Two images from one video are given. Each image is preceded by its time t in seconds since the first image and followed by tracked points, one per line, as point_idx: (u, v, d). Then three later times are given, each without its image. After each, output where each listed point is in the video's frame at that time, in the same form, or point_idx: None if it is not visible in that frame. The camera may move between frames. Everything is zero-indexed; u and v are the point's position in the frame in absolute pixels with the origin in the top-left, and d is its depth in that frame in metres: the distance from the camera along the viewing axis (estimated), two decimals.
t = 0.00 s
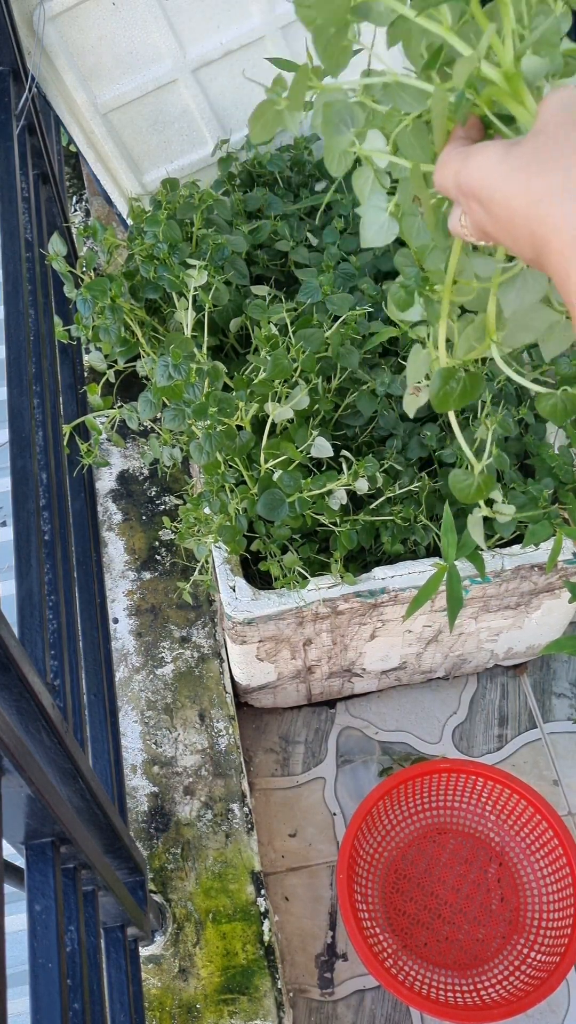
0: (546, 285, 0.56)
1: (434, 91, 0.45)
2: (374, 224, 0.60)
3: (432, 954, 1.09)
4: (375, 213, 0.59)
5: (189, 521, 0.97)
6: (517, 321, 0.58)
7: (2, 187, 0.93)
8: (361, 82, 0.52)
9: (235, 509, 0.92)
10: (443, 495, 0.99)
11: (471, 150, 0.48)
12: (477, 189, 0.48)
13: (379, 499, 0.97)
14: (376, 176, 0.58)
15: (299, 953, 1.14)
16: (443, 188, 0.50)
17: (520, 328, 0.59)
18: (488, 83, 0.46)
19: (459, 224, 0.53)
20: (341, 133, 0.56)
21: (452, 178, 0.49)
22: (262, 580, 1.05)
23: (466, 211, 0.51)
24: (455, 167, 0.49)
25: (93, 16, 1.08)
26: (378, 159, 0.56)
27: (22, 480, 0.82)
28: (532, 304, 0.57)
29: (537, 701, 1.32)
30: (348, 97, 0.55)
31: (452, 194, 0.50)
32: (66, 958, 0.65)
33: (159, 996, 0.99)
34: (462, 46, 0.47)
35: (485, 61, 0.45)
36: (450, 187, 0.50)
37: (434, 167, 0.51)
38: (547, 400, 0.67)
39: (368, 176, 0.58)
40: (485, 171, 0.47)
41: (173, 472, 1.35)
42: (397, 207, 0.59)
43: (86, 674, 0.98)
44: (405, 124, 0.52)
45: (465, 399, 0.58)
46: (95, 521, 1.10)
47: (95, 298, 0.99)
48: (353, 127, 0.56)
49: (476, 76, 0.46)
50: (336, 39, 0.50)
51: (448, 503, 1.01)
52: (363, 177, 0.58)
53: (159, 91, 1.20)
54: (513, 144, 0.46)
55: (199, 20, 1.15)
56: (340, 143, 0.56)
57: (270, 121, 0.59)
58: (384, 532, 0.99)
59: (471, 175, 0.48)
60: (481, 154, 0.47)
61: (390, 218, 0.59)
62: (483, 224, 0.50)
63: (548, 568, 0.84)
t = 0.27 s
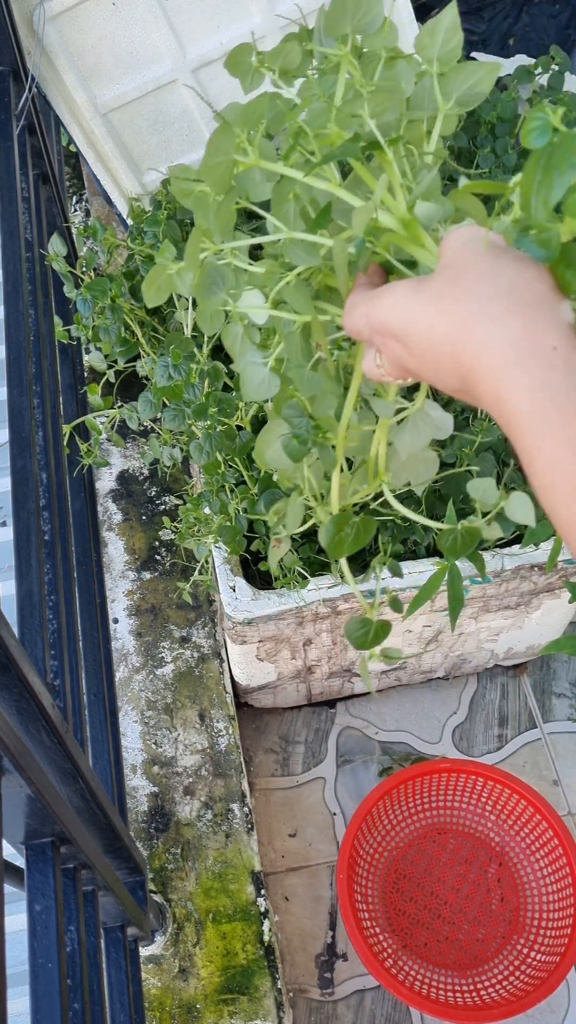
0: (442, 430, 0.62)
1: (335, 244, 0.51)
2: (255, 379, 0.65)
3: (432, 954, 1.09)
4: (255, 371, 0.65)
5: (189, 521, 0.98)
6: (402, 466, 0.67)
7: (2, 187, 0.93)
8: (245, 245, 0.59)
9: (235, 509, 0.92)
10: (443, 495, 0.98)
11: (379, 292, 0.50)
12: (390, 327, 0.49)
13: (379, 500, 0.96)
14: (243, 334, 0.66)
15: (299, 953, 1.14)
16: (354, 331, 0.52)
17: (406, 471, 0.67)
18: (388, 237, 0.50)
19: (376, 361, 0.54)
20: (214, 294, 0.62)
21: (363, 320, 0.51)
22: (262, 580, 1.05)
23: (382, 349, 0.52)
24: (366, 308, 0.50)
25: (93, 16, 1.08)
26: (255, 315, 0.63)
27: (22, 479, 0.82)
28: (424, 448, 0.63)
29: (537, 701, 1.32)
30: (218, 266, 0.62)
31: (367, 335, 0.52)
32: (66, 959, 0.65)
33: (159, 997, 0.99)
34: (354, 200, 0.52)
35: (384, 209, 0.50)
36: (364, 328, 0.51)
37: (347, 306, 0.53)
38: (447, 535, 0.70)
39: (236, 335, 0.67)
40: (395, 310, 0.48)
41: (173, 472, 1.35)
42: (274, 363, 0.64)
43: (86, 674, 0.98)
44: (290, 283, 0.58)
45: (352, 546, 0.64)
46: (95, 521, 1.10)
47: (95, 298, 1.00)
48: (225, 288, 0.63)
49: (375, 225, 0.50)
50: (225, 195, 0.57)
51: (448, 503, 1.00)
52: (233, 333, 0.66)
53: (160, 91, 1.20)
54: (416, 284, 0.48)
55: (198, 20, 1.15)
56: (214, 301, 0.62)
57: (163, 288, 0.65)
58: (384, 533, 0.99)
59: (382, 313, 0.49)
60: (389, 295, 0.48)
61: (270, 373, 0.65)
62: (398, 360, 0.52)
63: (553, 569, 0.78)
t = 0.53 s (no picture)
0: (405, 473, 0.67)
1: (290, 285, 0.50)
2: (210, 425, 0.70)
3: (433, 955, 1.09)
4: (210, 417, 0.70)
5: (189, 520, 0.97)
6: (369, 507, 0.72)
7: (2, 187, 0.93)
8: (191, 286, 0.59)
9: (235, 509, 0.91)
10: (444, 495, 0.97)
11: (338, 340, 0.48)
12: (352, 377, 0.47)
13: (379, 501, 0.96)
14: (197, 381, 0.70)
15: (299, 954, 1.13)
16: (315, 381, 0.51)
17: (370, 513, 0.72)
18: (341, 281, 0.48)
19: (345, 407, 0.52)
20: (163, 343, 0.65)
21: (324, 370, 0.49)
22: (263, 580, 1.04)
23: (347, 398, 0.50)
24: (325, 357, 0.48)
25: (93, 15, 1.08)
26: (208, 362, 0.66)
27: (21, 479, 0.81)
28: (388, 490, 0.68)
29: (538, 701, 1.32)
30: (165, 313, 0.65)
31: (331, 384, 0.50)
32: (66, 960, 0.64)
33: (159, 997, 0.98)
34: (306, 244, 0.52)
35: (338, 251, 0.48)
36: (326, 377, 0.49)
37: (304, 354, 0.51)
38: (423, 579, 0.69)
39: (190, 382, 0.70)
40: (354, 360, 0.46)
41: (173, 472, 1.34)
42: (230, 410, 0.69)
43: (86, 674, 0.97)
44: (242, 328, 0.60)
45: (320, 600, 0.64)
46: (95, 521, 1.10)
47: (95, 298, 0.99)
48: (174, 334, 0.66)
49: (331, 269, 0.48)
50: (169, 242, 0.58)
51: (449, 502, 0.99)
52: (187, 381, 0.70)
53: (159, 90, 1.20)
54: (376, 332, 0.45)
55: (198, 20, 1.15)
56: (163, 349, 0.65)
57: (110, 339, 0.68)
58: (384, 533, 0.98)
59: (341, 365, 0.47)
60: (347, 345, 0.46)
61: (225, 420, 0.70)
62: (366, 409, 0.49)
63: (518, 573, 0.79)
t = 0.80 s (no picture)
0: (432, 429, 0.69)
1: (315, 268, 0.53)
2: (236, 397, 0.68)
3: (433, 955, 1.09)
4: (236, 388, 0.68)
5: (189, 520, 0.97)
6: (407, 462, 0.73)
7: (1, 187, 0.93)
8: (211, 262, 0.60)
9: (235, 508, 0.91)
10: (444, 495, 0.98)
11: (369, 329, 0.51)
12: (383, 365, 0.50)
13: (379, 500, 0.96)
14: (216, 347, 0.73)
15: (299, 954, 1.13)
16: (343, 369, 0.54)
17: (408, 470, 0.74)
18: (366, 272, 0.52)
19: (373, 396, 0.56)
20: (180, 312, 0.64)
21: (356, 358, 0.52)
22: (263, 580, 1.04)
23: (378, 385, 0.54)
24: (356, 346, 0.52)
25: (92, 15, 1.08)
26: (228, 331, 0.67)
27: (21, 479, 0.81)
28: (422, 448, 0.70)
29: (538, 701, 1.32)
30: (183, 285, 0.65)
31: (362, 373, 0.53)
32: (66, 960, 0.64)
33: (159, 998, 0.98)
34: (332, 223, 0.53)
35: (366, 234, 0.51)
36: (357, 366, 0.53)
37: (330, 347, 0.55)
38: (458, 534, 0.74)
39: (210, 349, 0.73)
40: (386, 349, 0.49)
41: (173, 472, 1.34)
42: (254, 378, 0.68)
43: (86, 675, 0.97)
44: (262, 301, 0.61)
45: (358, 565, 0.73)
46: (95, 521, 1.10)
47: (95, 298, 0.99)
48: (191, 305, 0.65)
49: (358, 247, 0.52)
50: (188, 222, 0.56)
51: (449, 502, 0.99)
52: (207, 348, 0.73)
53: (159, 90, 1.19)
54: (408, 322, 0.48)
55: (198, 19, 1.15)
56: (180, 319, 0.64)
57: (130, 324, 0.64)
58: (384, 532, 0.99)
59: (373, 353, 0.50)
60: (379, 334, 0.50)
61: (251, 391, 0.68)
62: (398, 397, 0.53)
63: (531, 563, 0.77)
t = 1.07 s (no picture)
0: (449, 446, 0.70)
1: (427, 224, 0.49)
2: (264, 355, 0.69)
3: (433, 955, 1.09)
4: (267, 342, 0.69)
5: (189, 520, 0.97)
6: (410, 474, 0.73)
7: (2, 187, 0.93)
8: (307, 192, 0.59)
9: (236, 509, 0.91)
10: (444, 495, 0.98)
11: (484, 278, 0.47)
12: (495, 318, 0.47)
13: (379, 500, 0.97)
14: (255, 299, 0.71)
15: (299, 954, 1.13)
16: (434, 318, 0.51)
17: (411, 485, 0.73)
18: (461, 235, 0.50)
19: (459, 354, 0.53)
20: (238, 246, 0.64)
21: (460, 304, 0.48)
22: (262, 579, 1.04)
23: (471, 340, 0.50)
24: (464, 292, 0.48)
25: (92, 15, 1.08)
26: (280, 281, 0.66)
27: (21, 479, 0.81)
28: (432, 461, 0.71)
29: (538, 701, 1.32)
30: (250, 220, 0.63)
31: (460, 323, 0.49)
32: (65, 960, 0.64)
33: (159, 998, 0.98)
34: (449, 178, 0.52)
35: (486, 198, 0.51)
36: (456, 315, 0.49)
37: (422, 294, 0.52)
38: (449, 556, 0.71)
39: (249, 299, 0.71)
40: (505, 300, 0.46)
41: (173, 472, 1.34)
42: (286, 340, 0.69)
43: (86, 675, 0.97)
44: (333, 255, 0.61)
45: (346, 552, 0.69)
46: (95, 521, 1.10)
47: (95, 298, 0.99)
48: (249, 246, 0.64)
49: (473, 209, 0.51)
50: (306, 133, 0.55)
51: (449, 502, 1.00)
52: (246, 299, 0.71)
53: (159, 89, 1.19)
54: (535, 277, 0.45)
55: (198, 19, 1.14)
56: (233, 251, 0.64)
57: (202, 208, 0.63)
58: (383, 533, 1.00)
59: (485, 304, 0.47)
60: (495, 284, 0.46)
61: (280, 350, 0.69)
62: (496, 354, 0.50)
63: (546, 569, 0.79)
